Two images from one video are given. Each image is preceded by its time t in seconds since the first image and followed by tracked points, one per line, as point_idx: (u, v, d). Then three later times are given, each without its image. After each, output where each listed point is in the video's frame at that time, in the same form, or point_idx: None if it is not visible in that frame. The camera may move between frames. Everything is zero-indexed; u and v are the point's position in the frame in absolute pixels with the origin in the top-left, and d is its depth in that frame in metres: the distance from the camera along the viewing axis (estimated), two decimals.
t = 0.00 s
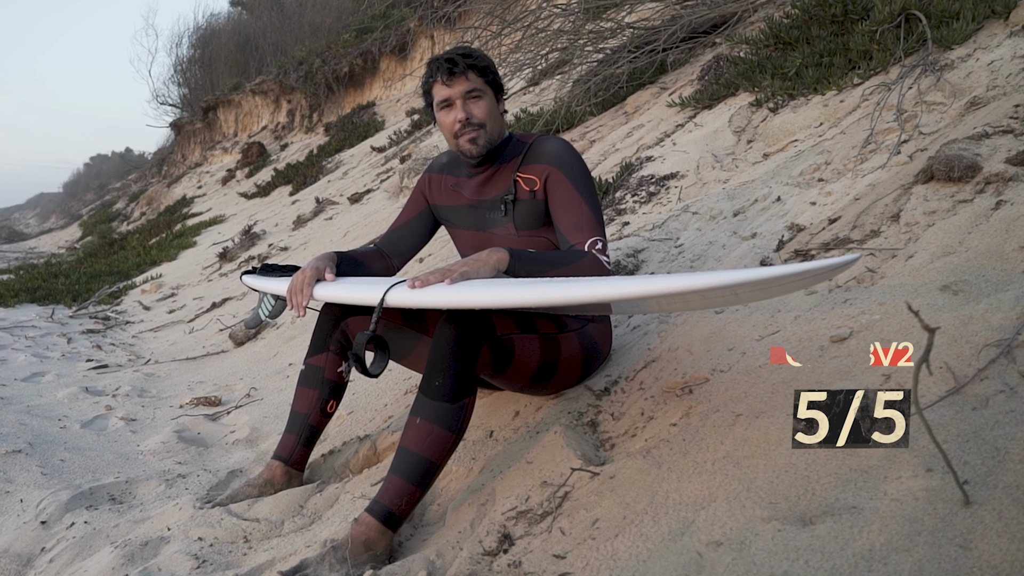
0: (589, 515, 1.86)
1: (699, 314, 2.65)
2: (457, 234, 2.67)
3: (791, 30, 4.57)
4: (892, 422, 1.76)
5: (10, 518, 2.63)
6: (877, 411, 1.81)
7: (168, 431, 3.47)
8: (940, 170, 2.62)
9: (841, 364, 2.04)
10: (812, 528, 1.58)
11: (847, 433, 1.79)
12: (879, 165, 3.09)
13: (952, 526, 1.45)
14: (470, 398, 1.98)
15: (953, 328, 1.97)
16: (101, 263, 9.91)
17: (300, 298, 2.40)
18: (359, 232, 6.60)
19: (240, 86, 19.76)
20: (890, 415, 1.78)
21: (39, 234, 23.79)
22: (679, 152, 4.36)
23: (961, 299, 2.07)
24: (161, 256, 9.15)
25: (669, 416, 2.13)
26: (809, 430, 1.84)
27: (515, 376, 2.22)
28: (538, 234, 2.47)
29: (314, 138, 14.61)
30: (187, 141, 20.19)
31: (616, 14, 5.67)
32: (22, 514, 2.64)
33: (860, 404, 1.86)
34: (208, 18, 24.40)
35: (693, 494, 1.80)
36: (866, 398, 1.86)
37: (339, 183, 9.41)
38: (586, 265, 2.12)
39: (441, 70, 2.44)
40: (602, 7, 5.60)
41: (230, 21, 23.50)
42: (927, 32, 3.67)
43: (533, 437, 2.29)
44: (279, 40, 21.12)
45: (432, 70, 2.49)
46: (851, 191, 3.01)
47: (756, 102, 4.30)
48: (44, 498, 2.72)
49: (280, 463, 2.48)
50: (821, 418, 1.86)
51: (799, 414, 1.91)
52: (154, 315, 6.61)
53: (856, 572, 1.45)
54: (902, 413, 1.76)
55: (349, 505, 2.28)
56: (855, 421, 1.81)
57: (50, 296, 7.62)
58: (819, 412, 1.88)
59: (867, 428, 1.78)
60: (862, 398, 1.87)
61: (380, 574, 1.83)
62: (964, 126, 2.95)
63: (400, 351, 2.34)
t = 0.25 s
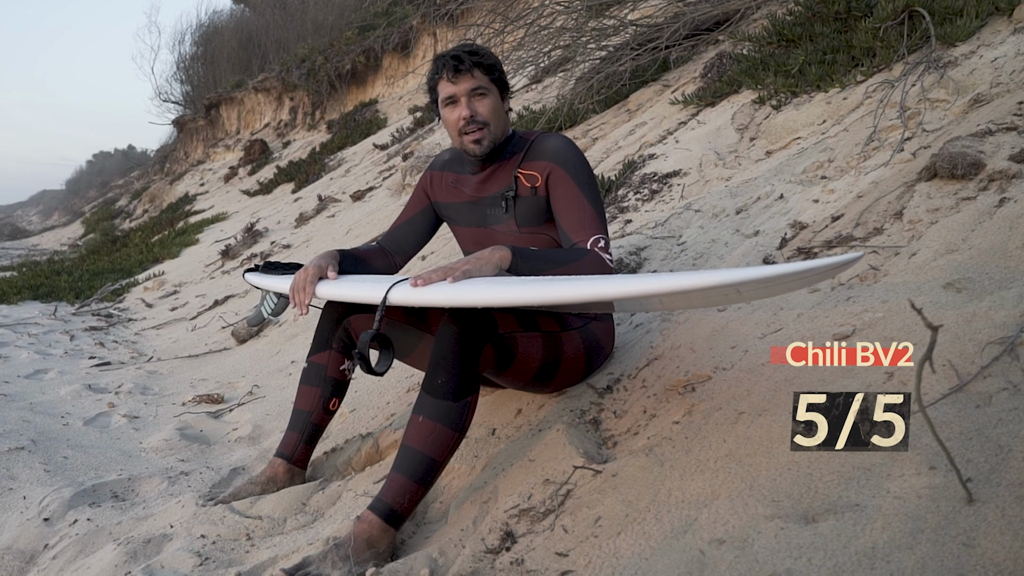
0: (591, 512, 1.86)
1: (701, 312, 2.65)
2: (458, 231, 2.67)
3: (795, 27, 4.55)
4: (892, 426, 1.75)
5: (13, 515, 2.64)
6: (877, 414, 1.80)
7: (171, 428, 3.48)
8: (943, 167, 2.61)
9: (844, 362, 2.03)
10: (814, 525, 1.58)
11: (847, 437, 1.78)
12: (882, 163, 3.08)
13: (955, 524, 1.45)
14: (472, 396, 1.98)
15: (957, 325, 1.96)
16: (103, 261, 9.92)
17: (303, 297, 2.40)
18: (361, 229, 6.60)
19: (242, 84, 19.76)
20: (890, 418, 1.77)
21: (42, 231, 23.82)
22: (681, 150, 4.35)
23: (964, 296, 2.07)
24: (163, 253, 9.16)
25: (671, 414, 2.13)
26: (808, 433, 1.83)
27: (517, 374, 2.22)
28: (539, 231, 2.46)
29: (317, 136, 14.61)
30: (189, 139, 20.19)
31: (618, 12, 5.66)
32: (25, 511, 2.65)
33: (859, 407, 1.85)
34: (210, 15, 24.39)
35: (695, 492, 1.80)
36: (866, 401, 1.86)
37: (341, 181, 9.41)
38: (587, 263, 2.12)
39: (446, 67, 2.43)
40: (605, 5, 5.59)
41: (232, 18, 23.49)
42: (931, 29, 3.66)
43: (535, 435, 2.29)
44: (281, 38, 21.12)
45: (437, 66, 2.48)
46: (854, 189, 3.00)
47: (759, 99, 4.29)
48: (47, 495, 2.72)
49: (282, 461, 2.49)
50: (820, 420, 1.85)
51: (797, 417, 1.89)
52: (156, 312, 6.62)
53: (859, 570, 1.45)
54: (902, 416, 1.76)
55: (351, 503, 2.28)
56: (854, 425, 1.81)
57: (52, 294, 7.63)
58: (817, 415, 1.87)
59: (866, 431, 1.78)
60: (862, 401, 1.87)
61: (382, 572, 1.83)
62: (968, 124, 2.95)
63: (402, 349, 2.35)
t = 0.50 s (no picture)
0: (593, 512, 1.86)
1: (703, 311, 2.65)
2: (460, 230, 2.67)
3: (797, 27, 4.55)
4: (894, 424, 1.74)
5: (16, 514, 2.64)
6: (879, 413, 1.79)
7: (173, 428, 3.48)
8: (945, 167, 2.61)
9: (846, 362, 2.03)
10: (816, 525, 1.59)
11: (848, 434, 1.79)
12: (884, 162, 3.07)
13: (957, 524, 1.45)
14: (474, 395, 1.98)
15: (959, 325, 1.96)
16: (105, 261, 9.93)
17: (305, 293, 2.42)
18: (363, 229, 6.61)
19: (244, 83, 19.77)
20: (891, 417, 1.76)
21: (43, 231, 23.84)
22: (683, 149, 4.35)
23: (967, 296, 2.07)
24: (165, 253, 9.17)
25: (673, 414, 2.13)
26: (809, 431, 1.83)
27: (519, 374, 2.22)
28: (541, 231, 2.46)
29: (318, 135, 14.61)
30: (191, 138, 20.20)
31: (620, 11, 5.66)
32: (28, 510, 2.65)
33: (862, 406, 1.84)
34: (212, 15, 24.40)
35: (697, 491, 1.80)
36: (868, 400, 1.85)
37: (343, 180, 9.42)
38: (589, 262, 2.12)
39: (448, 69, 2.42)
40: (606, 4, 5.59)
41: (234, 18, 23.51)
42: (933, 28, 3.65)
43: (536, 435, 2.29)
44: (283, 37, 21.13)
45: (439, 66, 2.47)
46: (857, 188, 3.00)
47: (761, 98, 4.29)
48: (49, 494, 2.73)
49: (284, 460, 2.49)
50: (821, 418, 1.84)
51: (799, 414, 1.89)
52: (158, 312, 6.62)
53: (861, 570, 1.45)
54: (904, 416, 1.74)
55: (353, 502, 2.29)
56: (856, 424, 1.80)
57: (55, 293, 7.64)
58: (820, 412, 1.86)
59: (868, 430, 1.77)
60: (864, 400, 1.86)
61: (384, 571, 1.83)
62: (970, 123, 2.94)
63: (401, 348, 2.35)
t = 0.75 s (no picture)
0: (593, 513, 1.85)
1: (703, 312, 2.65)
2: (460, 231, 2.67)
3: (797, 28, 4.55)
4: (891, 423, 1.76)
5: (16, 514, 2.64)
6: (876, 412, 1.81)
7: (173, 428, 3.48)
8: (946, 168, 2.61)
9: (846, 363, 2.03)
10: (816, 526, 1.59)
11: (845, 437, 1.81)
12: (885, 163, 3.07)
13: (957, 525, 1.45)
14: (474, 395, 1.98)
15: (959, 326, 1.96)
16: (105, 261, 9.93)
17: (305, 294, 2.41)
18: (363, 230, 6.61)
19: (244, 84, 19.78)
20: (889, 416, 1.77)
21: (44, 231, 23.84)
22: (684, 150, 4.35)
23: (967, 297, 2.07)
24: (165, 254, 9.17)
25: (673, 415, 2.13)
26: (806, 434, 1.84)
27: (519, 374, 2.22)
28: (541, 231, 2.46)
29: (319, 136, 14.62)
30: (191, 139, 20.21)
31: (621, 12, 5.66)
32: (28, 511, 2.65)
33: (858, 406, 1.85)
34: (212, 16, 24.42)
35: (697, 492, 1.80)
36: (865, 400, 1.85)
37: (343, 181, 9.42)
38: (588, 263, 2.12)
39: (453, 65, 2.43)
40: (607, 5, 5.59)
41: (234, 18, 23.52)
42: (934, 29, 3.65)
43: (536, 436, 2.29)
44: (284, 38, 21.14)
45: (443, 63, 2.48)
46: (857, 189, 2.99)
47: (761, 99, 4.29)
48: (49, 495, 2.73)
49: (284, 460, 2.49)
50: (818, 420, 1.86)
51: (796, 418, 1.89)
52: (158, 312, 6.62)
53: (860, 571, 1.45)
54: (901, 414, 1.76)
55: (353, 503, 2.29)
56: (852, 425, 1.82)
57: (55, 294, 7.64)
58: (816, 415, 1.88)
59: (865, 430, 1.79)
60: (860, 400, 1.86)
61: (384, 572, 1.83)
62: (971, 124, 2.94)
63: (402, 349, 2.35)
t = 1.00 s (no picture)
0: (592, 512, 1.86)
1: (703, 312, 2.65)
2: (460, 231, 2.67)
3: (797, 27, 4.55)
4: (892, 423, 1.75)
5: (16, 514, 2.65)
6: (877, 411, 1.80)
7: (173, 427, 3.48)
8: (945, 168, 2.61)
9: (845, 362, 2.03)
10: (815, 526, 1.59)
11: (847, 435, 1.80)
12: (884, 163, 3.07)
13: (956, 524, 1.45)
14: (474, 395, 1.98)
15: (958, 326, 1.96)
16: (105, 261, 9.93)
17: (305, 296, 2.41)
18: (363, 229, 6.61)
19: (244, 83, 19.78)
20: (890, 416, 1.77)
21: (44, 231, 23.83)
22: (683, 150, 4.35)
23: (966, 297, 2.07)
24: (165, 253, 9.17)
25: (673, 414, 2.13)
26: (807, 433, 1.83)
27: (519, 374, 2.22)
28: (542, 231, 2.46)
29: (319, 136, 14.62)
30: (191, 138, 20.20)
31: (621, 11, 5.66)
32: (27, 510, 2.65)
33: (859, 405, 1.85)
34: (212, 15, 24.41)
35: (697, 492, 1.80)
36: (865, 399, 1.85)
37: (343, 180, 9.42)
38: (588, 262, 2.12)
39: (454, 65, 2.43)
40: (607, 5, 5.59)
41: (234, 18, 23.52)
42: (933, 29, 3.65)
43: (536, 436, 2.29)
44: (284, 38, 21.14)
45: (445, 63, 2.48)
46: (857, 189, 2.99)
47: (761, 99, 4.29)
48: (49, 494, 2.73)
49: (284, 460, 2.49)
50: (819, 419, 1.86)
51: (797, 417, 1.89)
52: (158, 312, 6.62)
53: (860, 570, 1.45)
54: (903, 413, 1.76)
55: (353, 502, 2.29)
56: (854, 423, 1.82)
57: (55, 293, 7.64)
58: (817, 414, 1.87)
59: (867, 429, 1.78)
60: (861, 399, 1.86)
61: (383, 572, 1.83)
62: (970, 124, 2.94)
63: (402, 349, 2.35)
